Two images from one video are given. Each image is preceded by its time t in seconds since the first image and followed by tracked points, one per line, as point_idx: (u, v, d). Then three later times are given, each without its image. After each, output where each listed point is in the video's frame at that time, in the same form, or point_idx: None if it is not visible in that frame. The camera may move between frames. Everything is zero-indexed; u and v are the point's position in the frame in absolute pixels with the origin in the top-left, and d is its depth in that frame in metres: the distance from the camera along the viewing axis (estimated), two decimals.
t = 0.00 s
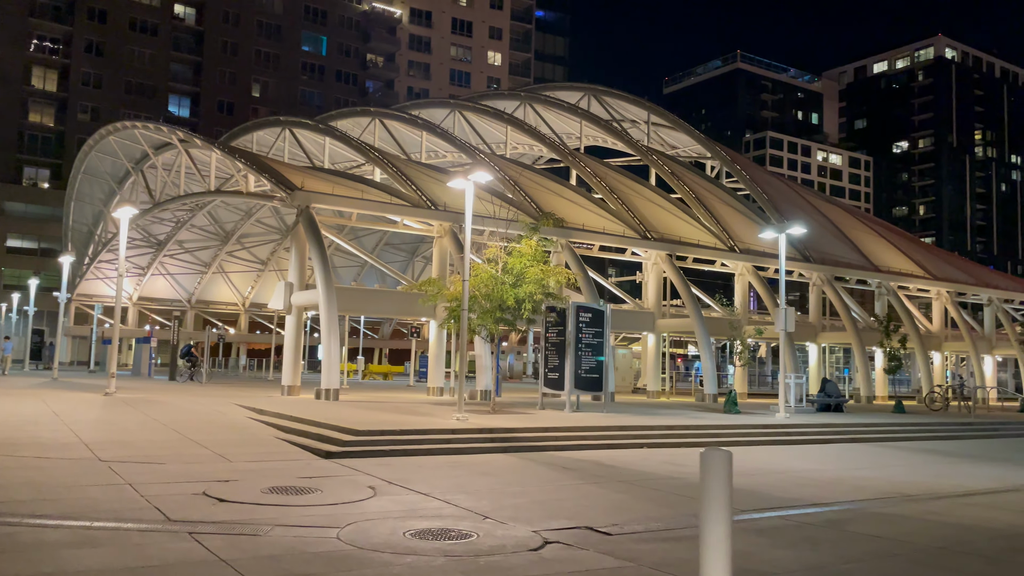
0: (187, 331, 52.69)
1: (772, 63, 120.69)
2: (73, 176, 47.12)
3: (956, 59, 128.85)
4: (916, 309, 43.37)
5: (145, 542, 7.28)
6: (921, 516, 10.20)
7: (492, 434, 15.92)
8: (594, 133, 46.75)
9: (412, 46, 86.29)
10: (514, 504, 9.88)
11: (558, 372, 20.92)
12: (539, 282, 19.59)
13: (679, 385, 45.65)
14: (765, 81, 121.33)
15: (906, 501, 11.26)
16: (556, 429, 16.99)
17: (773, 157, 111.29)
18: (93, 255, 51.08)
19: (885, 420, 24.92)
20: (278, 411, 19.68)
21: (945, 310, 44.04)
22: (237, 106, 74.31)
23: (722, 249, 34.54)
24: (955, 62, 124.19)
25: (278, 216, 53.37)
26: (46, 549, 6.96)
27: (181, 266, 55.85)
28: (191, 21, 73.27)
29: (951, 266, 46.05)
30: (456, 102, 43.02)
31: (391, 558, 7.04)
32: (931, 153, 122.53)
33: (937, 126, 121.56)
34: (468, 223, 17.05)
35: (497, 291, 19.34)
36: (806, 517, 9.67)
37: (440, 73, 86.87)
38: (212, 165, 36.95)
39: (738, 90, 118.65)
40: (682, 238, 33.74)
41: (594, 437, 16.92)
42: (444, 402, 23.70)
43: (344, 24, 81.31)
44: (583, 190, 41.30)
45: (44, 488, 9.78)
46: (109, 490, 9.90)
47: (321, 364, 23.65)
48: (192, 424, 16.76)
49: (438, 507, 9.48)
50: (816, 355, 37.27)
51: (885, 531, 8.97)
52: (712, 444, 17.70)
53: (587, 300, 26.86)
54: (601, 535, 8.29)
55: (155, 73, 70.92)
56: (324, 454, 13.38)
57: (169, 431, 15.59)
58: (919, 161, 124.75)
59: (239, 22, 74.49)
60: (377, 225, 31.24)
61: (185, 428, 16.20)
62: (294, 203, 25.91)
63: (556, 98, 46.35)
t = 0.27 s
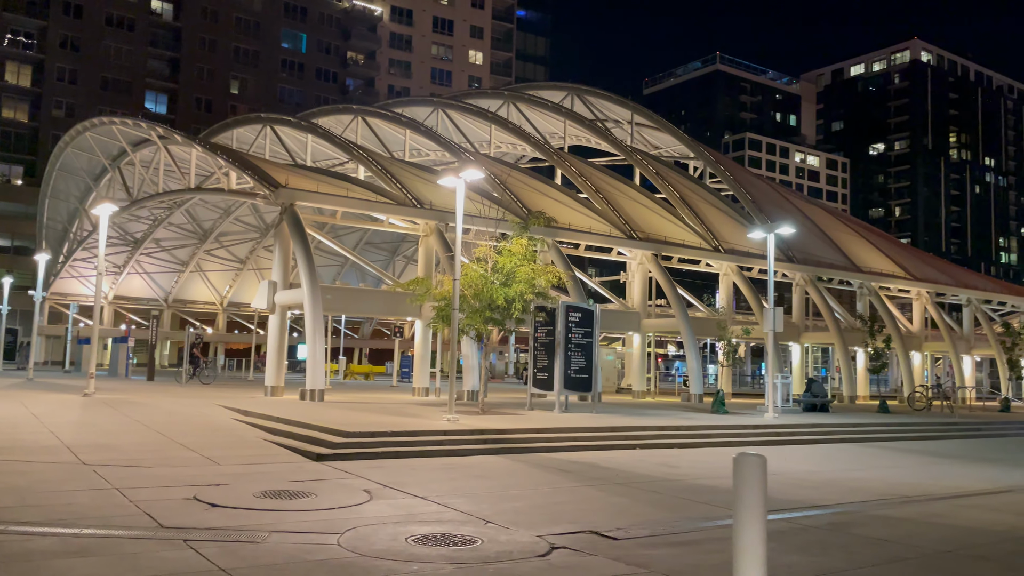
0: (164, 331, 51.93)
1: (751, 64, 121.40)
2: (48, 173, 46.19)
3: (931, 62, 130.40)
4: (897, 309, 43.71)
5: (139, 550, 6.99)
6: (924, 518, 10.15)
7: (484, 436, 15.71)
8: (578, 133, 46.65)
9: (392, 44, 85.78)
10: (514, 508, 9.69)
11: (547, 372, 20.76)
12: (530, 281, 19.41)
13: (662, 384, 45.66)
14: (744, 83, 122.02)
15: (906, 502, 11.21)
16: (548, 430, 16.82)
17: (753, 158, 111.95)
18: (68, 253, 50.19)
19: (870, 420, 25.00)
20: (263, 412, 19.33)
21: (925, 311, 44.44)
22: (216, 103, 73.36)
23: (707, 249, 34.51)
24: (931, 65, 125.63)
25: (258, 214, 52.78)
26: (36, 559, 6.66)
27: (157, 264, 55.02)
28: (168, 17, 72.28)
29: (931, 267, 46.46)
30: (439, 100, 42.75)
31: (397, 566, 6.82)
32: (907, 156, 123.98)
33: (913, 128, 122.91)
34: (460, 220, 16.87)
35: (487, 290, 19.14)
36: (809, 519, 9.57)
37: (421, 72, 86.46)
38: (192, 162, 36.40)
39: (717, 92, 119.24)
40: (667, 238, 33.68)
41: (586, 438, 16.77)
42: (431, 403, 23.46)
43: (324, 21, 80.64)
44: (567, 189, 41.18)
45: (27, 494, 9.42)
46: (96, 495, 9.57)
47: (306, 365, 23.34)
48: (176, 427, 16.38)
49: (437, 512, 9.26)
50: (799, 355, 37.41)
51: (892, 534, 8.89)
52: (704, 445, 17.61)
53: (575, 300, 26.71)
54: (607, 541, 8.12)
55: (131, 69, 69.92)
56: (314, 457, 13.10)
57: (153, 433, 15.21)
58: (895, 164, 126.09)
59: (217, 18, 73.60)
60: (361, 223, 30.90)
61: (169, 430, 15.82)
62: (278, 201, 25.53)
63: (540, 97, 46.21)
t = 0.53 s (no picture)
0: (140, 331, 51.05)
1: (729, 66, 122.05)
2: (20, 169, 45.19)
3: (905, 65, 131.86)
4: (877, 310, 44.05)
5: (135, 559, 6.70)
6: (928, 518, 10.09)
7: (475, 436, 15.48)
8: (560, 132, 46.51)
9: (372, 42, 85.13)
10: (516, 511, 9.48)
11: (536, 372, 20.63)
12: (519, 280, 19.19)
13: (644, 384, 45.57)
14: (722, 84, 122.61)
15: (906, 503, 11.15)
16: (540, 431, 16.62)
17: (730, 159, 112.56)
18: (40, 251, 49.14)
19: (855, 420, 25.06)
20: (247, 413, 18.94)
21: (904, 311, 44.83)
22: (192, 99, 72.38)
23: (691, 248, 34.46)
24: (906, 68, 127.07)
25: (235, 212, 52.09)
26: (28, 568, 6.35)
27: (132, 262, 54.07)
28: (144, 12, 71.24)
29: (910, 268, 46.89)
30: (422, 98, 42.45)
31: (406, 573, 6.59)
32: (881, 158, 125.39)
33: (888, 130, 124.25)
34: (451, 219, 16.66)
35: (476, 289, 18.92)
36: (815, 522, 9.46)
37: (401, 69, 85.94)
38: (170, 158, 35.72)
39: (696, 92, 119.80)
40: (652, 238, 33.62)
41: (578, 439, 16.59)
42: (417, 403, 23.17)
43: (302, 18, 79.89)
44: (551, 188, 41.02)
45: (12, 499, 9.06)
46: (83, 499, 9.22)
47: (290, 364, 22.99)
48: (158, 428, 15.98)
49: (438, 516, 9.02)
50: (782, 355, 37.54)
51: (900, 536, 8.81)
52: (696, 446, 17.49)
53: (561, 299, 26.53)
54: (616, 545, 7.94)
55: (106, 63, 68.84)
56: (305, 459, 12.79)
57: (136, 435, 14.80)
58: (870, 165, 127.42)
59: (194, 13, 72.61)
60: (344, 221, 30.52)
61: (152, 432, 15.41)
62: (261, 198, 25.10)
63: (522, 95, 46.04)
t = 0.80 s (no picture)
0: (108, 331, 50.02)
1: (701, 68, 122.84)
2: None
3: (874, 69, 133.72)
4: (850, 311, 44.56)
5: (124, 573, 6.42)
6: (918, 521, 10.14)
7: (460, 439, 15.28)
8: (537, 132, 46.41)
9: (345, 39, 84.29)
10: (511, 517, 9.33)
11: (519, 373, 20.42)
12: (503, 280, 19.02)
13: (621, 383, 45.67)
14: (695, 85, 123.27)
15: (894, 505, 11.22)
16: (525, 433, 16.48)
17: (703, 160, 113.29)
18: (4, 249, 47.92)
19: (834, 420, 25.26)
20: (224, 415, 18.54)
21: (876, 311, 45.39)
22: (162, 95, 71.14)
23: (669, 249, 34.50)
24: (874, 72, 128.82)
25: (207, 210, 51.29)
26: None
27: (99, 261, 52.97)
28: (111, 6, 69.89)
29: (881, 269, 47.47)
30: (398, 96, 42.10)
31: None
32: (850, 160, 127.07)
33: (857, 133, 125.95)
34: (434, 218, 16.52)
35: (459, 289, 18.73)
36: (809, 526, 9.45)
37: (374, 67, 85.29)
38: (141, 155, 35.00)
39: (669, 94, 120.36)
40: (630, 238, 33.61)
41: (564, 441, 16.48)
42: (397, 405, 22.93)
43: (274, 14, 78.94)
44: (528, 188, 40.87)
45: None
46: (62, 507, 8.89)
47: (267, 365, 22.59)
48: (133, 432, 15.56)
49: (432, 522, 8.85)
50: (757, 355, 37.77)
51: (898, 539, 8.80)
52: (680, 447, 17.47)
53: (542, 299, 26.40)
54: (616, 552, 7.84)
55: (73, 58, 67.52)
56: (288, 463, 12.50)
57: (111, 439, 14.40)
58: (839, 167, 129.07)
59: (163, 8, 71.38)
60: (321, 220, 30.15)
61: (128, 435, 15.01)
62: (236, 195, 24.65)
63: (499, 95, 45.85)
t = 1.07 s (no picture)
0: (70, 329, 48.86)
1: (671, 69, 123.54)
2: None
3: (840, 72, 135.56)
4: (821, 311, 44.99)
5: None
6: (908, 519, 10.13)
7: (442, 439, 15.05)
8: (512, 130, 46.23)
9: (316, 35, 83.32)
10: (503, 518, 9.13)
11: (498, 372, 20.27)
12: (484, 278, 18.83)
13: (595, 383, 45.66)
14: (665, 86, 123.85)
15: (883, 504, 11.21)
16: (507, 432, 16.28)
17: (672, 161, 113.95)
18: None
19: (809, 419, 25.40)
20: (197, 415, 18.08)
21: (847, 311, 45.92)
22: (127, 89, 69.74)
23: (644, 248, 34.50)
24: (840, 76, 130.60)
25: (174, 206, 50.34)
26: None
27: (62, 257, 51.73)
28: None
29: (851, 269, 48.01)
30: (371, 92, 41.67)
31: None
32: (817, 162, 128.72)
33: (823, 136, 127.63)
34: (416, 216, 16.33)
35: (440, 287, 18.52)
36: (803, 526, 9.38)
37: (345, 63, 84.46)
38: (108, 149, 34.18)
39: (639, 94, 120.82)
40: (606, 238, 33.58)
41: (546, 441, 16.31)
42: (373, 404, 22.59)
43: (243, 8, 77.83)
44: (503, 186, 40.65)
45: None
46: (35, 512, 8.50)
47: (240, 364, 22.13)
48: (104, 432, 15.08)
49: (423, 524, 8.61)
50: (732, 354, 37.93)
51: (893, 538, 8.75)
52: (662, 447, 17.39)
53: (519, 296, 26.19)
54: (615, 554, 7.67)
55: (34, 50, 65.96)
56: (268, 464, 12.16)
57: (82, 440, 13.93)
58: (805, 169, 130.68)
59: None
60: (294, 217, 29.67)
61: (99, 436, 14.54)
62: (209, 190, 24.11)
63: (474, 92, 45.60)
